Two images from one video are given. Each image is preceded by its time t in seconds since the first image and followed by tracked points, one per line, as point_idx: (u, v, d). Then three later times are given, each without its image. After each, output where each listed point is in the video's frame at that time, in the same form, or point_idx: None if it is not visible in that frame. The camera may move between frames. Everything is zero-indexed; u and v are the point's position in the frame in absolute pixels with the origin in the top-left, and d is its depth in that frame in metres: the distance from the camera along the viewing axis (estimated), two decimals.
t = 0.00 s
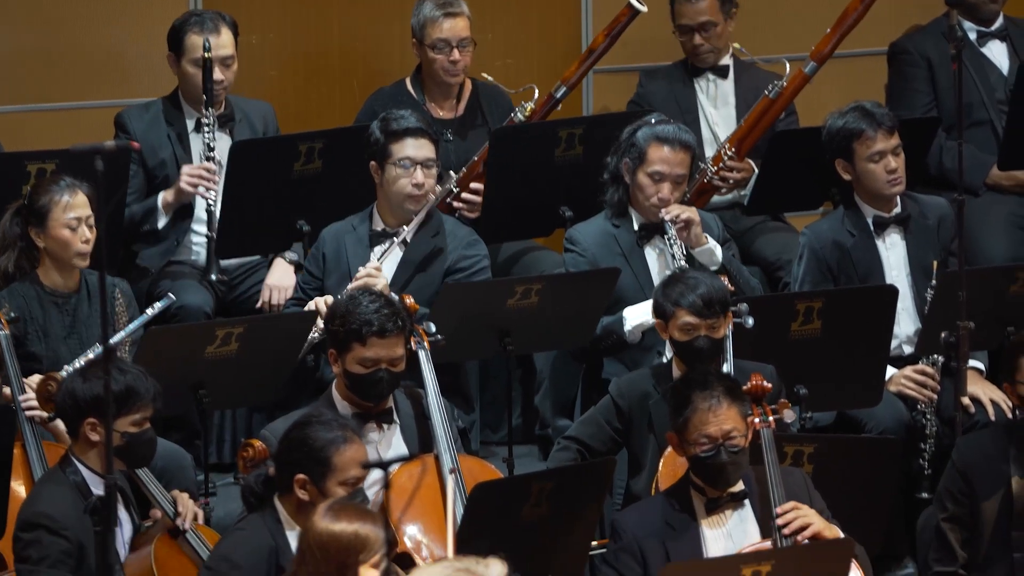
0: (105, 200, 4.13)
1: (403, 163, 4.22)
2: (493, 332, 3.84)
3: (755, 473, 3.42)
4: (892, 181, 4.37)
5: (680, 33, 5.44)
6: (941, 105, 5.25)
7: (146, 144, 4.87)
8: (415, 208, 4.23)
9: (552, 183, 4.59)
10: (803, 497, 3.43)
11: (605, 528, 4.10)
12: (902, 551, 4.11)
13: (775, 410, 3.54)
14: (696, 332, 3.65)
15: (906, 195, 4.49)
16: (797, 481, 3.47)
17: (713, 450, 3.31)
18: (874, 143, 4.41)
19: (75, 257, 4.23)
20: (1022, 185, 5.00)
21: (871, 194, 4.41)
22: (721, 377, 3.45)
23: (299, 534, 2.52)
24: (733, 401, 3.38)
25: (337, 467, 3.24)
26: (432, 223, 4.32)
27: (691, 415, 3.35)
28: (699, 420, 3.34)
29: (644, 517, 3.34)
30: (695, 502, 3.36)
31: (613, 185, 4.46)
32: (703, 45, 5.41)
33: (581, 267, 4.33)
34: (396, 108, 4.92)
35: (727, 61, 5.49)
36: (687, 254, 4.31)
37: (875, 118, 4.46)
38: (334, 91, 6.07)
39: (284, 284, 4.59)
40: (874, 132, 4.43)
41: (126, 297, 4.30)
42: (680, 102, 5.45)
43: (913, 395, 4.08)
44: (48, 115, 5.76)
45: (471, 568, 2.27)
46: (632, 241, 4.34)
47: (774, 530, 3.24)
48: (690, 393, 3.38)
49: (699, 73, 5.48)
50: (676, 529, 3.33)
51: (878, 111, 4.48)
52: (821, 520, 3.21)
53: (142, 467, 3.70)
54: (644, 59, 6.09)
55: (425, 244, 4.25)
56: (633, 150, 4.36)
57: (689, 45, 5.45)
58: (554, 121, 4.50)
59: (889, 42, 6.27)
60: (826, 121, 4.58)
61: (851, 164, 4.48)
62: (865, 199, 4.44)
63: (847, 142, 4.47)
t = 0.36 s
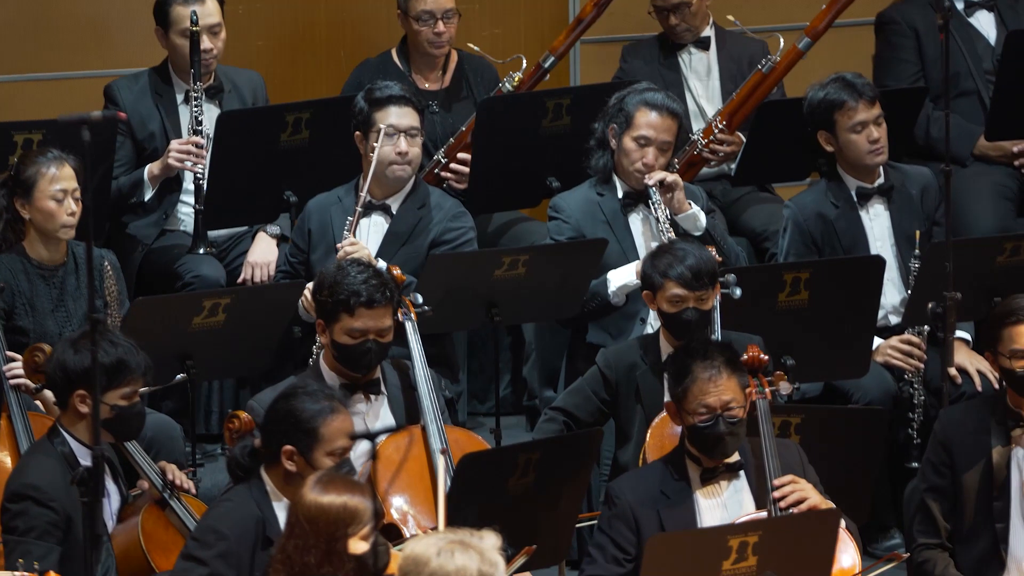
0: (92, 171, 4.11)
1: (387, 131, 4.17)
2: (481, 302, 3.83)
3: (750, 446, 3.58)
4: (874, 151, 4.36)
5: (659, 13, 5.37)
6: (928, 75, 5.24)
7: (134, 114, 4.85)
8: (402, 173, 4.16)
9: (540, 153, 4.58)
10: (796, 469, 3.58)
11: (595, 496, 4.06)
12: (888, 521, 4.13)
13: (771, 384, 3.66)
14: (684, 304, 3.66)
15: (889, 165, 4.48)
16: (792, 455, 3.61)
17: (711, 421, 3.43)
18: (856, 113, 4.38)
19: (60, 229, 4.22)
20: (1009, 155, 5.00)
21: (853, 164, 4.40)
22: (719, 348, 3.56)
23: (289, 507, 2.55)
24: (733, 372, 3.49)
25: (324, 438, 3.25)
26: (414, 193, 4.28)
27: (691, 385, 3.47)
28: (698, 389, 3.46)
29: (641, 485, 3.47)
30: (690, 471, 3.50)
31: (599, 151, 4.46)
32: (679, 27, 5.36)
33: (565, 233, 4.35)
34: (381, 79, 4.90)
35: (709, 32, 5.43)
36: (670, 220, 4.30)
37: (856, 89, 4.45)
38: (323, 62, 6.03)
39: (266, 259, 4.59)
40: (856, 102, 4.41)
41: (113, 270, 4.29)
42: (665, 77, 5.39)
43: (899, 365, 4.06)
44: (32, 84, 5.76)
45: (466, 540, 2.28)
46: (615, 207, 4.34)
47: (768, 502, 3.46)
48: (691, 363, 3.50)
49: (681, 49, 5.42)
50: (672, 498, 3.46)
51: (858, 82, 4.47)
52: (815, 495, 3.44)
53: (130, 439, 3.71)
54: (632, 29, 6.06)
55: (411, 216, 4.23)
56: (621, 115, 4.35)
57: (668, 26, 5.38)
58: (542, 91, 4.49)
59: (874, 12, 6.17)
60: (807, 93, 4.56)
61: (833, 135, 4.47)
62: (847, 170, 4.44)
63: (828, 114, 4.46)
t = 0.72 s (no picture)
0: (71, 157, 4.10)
1: (361, 115, 4.17)
2: (459, 287, 3.83)
3: (735, 431, 3.58)
4: (848, 136, 4.38)
5: None
6: (907, 60, 5.23)
7: (115, 99, 4.83)
8: (374, 160, 4.15)
9: (520, 138, 4.57)
10: (781, 453, 3.58)
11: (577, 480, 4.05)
12: (866, 505, 4.13)
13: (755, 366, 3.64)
14: (661, 289, 3.66)
15: (866, 150, 4.48)
16: (776, 438, 3.61)
17: (696, 408, 3.42)
18: (829, 99, 4.40)
19: (41, 216, 4.20)
20: (989, 141, 4.98)
21: (827, 148, 4.41)
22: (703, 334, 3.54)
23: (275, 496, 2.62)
24: (717, 358, 3.48)
25: (301, 421, 3.27)
26: (388, 177, 4.27)
27: (676, 371, 3.44)
28: (682, 376, 3.45)
29: (624, 471, 3.49)
30: (674, 458, 3.51)
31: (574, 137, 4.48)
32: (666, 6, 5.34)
33: (541, 218, 4.36)
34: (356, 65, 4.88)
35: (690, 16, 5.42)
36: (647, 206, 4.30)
37: (829, 74, 4.45)
38: (303, 46, 6.02)
39: (238, 240, 4.71)
40: (829, 88, 4.42)
41: (93, 256, 4.28)
42: (647, 61, 5.39)
43: (877, 349, 4.08)
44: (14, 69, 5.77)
45: (447, 526, 2.33)
46: (592, 191, 4.35)
47: (752, 486, 3.45)
48: (676, 349, 3.48)
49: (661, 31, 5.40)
50: (654, 485, 3.48)
51: (831, 67, 4.47)
52: (801, 479, 3.44)
53: (108, 424, 3.71)
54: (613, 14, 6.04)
55: (385, 201, 4.21)
56: (594, 99, 4.39)
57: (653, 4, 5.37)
58: (521, 76, 4.48)
59: None
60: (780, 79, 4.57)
61: (807, 121, 4.48)
62: (823, 156, 4.44)
63: (802, 99, 4.47)
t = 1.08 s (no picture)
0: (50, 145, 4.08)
1: (330, 100, 4.16)
2: (438, 274, 3.82)
3: (712, 418, 3.59)
4: (827, 121, 4.38)
5: None
6: (886, 47, 5.22)
7: (94, 86, 4.82)
8: (346, 143, 4.13)
9: (499, 125, 4.56)
10: (757, 440, 3.58)
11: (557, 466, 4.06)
12: (843, 491, 4.14)
13: (731, 353, 3.66)
14: (639, 278, 3.66)
15: (845, 136, 4.49)
16: (752, 424, 3.62)
17: (671, 394, 3.43)
18: (807, 85, 4.39)
19: (23, 205, 4.18)
20: (968, 127, 4.99)
21: (807, 135, 4.41)
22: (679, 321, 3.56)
23: (257, 488, 2.68)
24: (693, 344, 3.48)
25: (278, 413, 3.25)
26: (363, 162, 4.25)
27: (650, 358, 3.46)
28: (657, 362, 3.45)
29: (600, 458, 3.51)
30: (650, 445, 3.53)
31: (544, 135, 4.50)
32: None
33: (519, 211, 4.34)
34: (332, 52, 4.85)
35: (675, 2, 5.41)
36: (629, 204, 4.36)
37: (807, 60, 4.44)
38: (283, 33, 6.01)
39: (216, 230, 4.69)
40: (807, 73, 4.41)
41: (74, 245, 4.27)
42: (632, 45, 5.35)
43: (857, 337, 4.09)
44: None
45: (423, 514, 2.37)
46: (569, 182, 4.37)
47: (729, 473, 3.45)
48: (650, 336, 3.50)
49: (648, 16, 5.38)
50: (630, 472, 3.50)
51: (810, 53, 4.46)
52: (777, 466, 3.45)
53: (86, 411, 3.70)
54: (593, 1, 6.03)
55: (361, 186, 4.21)
56: (559, 87, 4.44)
57: None
58: (499, 62, 4.47)
59: None
60: (759, 65, 4.56)
61: (786, 107, 4.46)
62: (802, 142, 4.44)
63: (779, 85, 4.47)
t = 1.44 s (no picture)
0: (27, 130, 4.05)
1: (299, 84, 4.16)
2: (414, 260, 3.82)
3: (683, 403, 3.62)
4: (809, 104, 4.41)
5: None
6: (862, 33, 5.21)
7: (67, 71, 4.80)
8: (315, 127, 4.14)
9: (475, 110, 4.56)
10: (729, 426, 3.61)
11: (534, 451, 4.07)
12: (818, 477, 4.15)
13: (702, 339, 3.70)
14: (617, 263, 3.68)
15: (825, 121, 4.50)
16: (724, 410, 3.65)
17: (643, 380, 3.45)
18: (789, 66, 4.42)
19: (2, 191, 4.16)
20: (943, 112, 5.00)
21: (789, 117, 4.44)
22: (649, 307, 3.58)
23: (236, 476, 2.69)
24: (664, 330, 3.49)
25: (255, 396, 3.26)
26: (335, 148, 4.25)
27: (622, 344, 3.46)
28: (629, 349, 3.48)
29: (573, 444, 3.53)
30: (622, 432, 3.55)
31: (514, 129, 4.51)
32: None
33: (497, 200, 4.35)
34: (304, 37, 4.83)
35: None
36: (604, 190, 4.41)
37: (789, 41, 4.47)
38: (255, 18, 5.99)
39: (197, 221, 4.53)
40: (790, 54, 4.44)
41: (51, 231, 4.26)
42: (607, 30, 5.33)
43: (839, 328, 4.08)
44: None
45: (394, 499, 2.38)
46: (546, 172, 4.38)
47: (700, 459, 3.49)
48: (621, 322, 3.52)
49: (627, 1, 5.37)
50: (603, 458, 3.52)
51: (792, 34, 4.49)
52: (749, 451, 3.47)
53: (63, 397, 3.68)
54: None
55: (334, 171, 4.20)
56: (526, 78, 4.45)
57: None
58: (474, 48, 4.47)
59: None
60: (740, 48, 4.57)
61: (768, 88, 4.48)
62: (783, 124, 4.47)
63: (762, 66, 4.48)
